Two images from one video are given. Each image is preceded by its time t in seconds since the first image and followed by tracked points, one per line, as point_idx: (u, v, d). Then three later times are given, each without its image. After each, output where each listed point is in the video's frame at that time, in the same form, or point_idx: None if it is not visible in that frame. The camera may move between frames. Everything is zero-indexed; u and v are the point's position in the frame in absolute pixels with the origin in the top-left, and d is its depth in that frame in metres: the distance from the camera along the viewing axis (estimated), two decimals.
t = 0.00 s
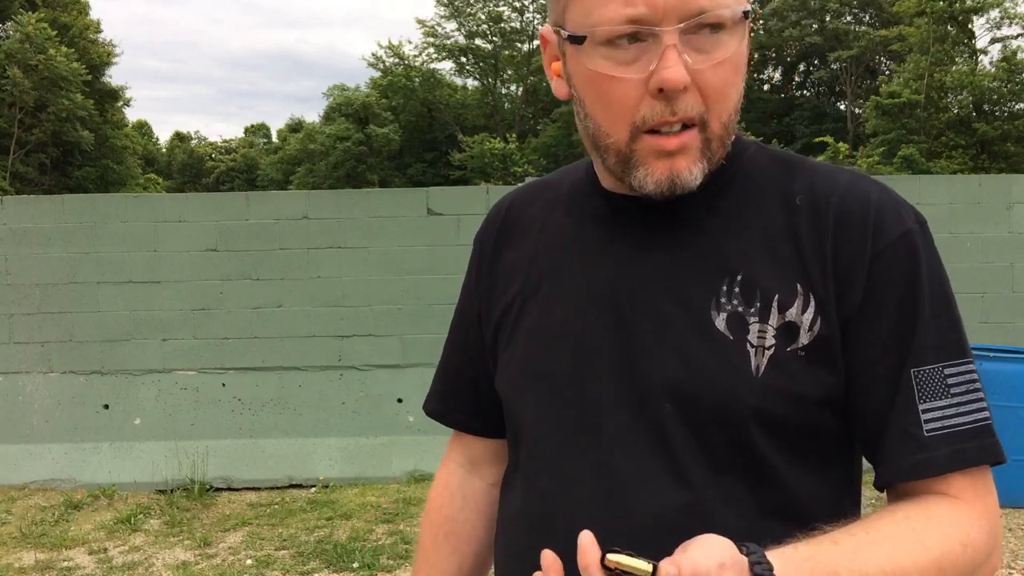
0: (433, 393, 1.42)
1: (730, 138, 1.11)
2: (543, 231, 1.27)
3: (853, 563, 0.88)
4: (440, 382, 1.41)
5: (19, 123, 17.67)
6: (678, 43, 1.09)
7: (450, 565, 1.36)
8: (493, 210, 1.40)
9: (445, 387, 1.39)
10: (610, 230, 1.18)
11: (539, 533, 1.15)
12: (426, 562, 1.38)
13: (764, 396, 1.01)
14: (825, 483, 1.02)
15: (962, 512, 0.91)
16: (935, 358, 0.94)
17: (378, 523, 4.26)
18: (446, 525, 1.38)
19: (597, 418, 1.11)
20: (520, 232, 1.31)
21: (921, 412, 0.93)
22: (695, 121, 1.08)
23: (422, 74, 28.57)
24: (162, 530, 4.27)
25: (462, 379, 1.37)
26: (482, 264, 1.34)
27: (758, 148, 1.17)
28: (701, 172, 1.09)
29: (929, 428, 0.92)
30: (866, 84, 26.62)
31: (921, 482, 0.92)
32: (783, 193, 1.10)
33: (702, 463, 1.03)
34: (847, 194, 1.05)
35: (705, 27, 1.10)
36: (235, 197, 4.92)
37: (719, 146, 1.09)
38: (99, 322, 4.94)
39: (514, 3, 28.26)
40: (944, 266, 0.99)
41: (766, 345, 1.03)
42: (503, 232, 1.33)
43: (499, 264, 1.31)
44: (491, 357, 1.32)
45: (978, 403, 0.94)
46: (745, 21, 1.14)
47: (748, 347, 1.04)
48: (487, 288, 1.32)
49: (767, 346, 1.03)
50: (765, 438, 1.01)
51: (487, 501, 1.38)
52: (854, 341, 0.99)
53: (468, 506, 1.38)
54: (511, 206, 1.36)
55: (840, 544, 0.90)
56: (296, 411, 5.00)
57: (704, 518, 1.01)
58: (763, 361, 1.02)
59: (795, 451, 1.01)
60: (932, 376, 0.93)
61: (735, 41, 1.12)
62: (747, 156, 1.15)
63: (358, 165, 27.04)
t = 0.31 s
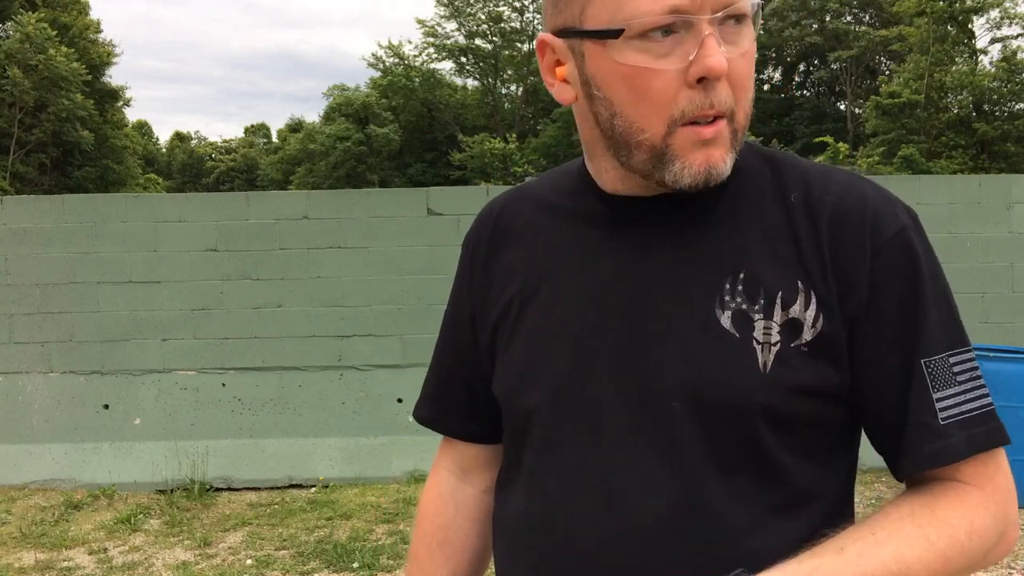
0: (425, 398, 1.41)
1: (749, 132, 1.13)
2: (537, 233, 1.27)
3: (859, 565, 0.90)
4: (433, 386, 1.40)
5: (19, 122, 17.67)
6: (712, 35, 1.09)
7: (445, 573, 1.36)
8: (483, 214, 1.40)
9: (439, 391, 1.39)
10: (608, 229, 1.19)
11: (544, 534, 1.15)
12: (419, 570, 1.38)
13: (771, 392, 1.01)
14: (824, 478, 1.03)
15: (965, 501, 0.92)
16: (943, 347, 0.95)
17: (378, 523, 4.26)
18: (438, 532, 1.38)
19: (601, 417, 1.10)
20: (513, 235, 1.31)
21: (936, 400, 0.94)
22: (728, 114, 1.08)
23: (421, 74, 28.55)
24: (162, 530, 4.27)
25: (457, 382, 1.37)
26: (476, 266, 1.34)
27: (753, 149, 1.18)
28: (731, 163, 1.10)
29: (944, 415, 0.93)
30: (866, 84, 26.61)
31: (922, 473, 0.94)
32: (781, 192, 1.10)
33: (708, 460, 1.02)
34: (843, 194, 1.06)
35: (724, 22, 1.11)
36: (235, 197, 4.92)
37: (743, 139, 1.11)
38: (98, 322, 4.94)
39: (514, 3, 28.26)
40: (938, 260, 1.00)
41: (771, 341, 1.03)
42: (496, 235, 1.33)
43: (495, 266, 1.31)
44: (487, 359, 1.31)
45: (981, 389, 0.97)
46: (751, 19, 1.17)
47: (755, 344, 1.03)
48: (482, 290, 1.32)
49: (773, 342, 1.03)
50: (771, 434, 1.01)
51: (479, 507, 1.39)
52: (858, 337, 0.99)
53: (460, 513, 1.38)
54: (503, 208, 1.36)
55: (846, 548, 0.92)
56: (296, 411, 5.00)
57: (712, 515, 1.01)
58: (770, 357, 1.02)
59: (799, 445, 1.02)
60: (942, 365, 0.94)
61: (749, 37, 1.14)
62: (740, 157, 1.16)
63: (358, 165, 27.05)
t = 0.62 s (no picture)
0: (424, 397, 1.41)
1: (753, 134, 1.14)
2: (538, 233, 1.27)
3: (864, 564, 0.89)
4: (432, 386, 1.40)
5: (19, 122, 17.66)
6: (722, 34, 1.09)
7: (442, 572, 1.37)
8: (482, 213, 1.40)
9: (439, 392, 1.39)
10: (610, 230, 1.19)
11: (547, 534, 1.15)
12: (416, 570, 1.38)
13: (778, 393, 1.01)
14: (826, 478, 1.03)
15: (966, 500, 0.92)
16: (947, 349, 0.96)
17: (378, 523, 4.26)
18: (436, 532, 1.38)
19: (608, 419, 1.10)
20: (514, 235, 1.31)
21: (941, 401, 0.94)
22: (735, 115, 1.09)
23: (421, 74, 28.56)
24: (162, 530, 4.27)
25: (457, 382, 1.36)
26: (476, 266, 1.34)
27: (754, 152, 1.18)
28: (734, 168, 1.11)
29: (949, 415, 0.94)
30: (866, 84, 26.61)
31: (926, 471, 0.94)
32: (784, 193, 1.10)
33: (714, 461, 1.02)
34: (848, 195, 1.06)
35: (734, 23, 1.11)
36: (234, 197, 4.91)
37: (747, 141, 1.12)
38: (98, 322, 4.94)
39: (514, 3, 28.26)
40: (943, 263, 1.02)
41: (779, 342, 1.03)
42: (496, 235, 1.33)
43: (496, 267, 1.31)
44: (489, 360, 1.31)
45: (982, 388, 0.98)
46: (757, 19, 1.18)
47: (762, 345, 1.03)
48: (483, 290, 1.31)
49: (780, 344, 1.03)
50: (778, 435, 1.01)
51: (476, 507, 1.39)
52: (865, 340, 0.99)
53: (457, 512, 1.39)
54: (503, 208, 1.36)
55: (851, 547, 0.92)
56: (296, 412, 5.00)
57: (718, 516, 1.01)
58: (779, 358, 1.02)
59: (802, 446, 1.02)
60: (946, 366, 0.95)
61: (756, 38, 1.15)
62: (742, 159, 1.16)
63: (358, 165, 27.05)
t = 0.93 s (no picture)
0: (428, 397, 1.41)
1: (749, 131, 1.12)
2: (540, 233, 1.27)
3: (865, 569, 0.90)
4: (436, 386, 1.40)
5: (19, 123, 17.66)
6: (707, 31, 1.09)
7: (445, 571, 1.37)
8: (486, 214, 1.40)
9: (443, 392, 1.39)
10: (610, 230, 1.19)
11: (546, 535, 1.15)
12: (419, 569, 1.38)
13: (778, 393, 1.01)
14: (826, 479, 1.03)
15: (966, 503, 0.93)
16: (947, 350, 0.96)
17: (378, 523, 4.26)
18: (439, 531, 1.38)
19: (607, 419, 1.10)
20: (516, 235, 1.31)
21: (941, 402, 0.94)
22: (724, 111, 1.07)
23: (421, 74, 28.55)
24: (162, 530, 4.27)
25: (460, 383, 1.37)
26: (479, 266, 1.34)
27: (757, 153, 1.18)
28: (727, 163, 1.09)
29: (948, 417, 0.94)
30: (866, 84, 26.60)
31: (926, 472, 0.94)
32: (785, 194, 1.10)
33: (713, 461, 1.02)
34: (848, 196, 1.06)
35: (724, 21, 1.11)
36: (235, 197, 4.92)
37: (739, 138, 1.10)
38: (98, 322, 4.94)
39: (514, 3, 28.26)
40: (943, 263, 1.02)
41: (778, 343, 1.03)
42: (499, 235, 1.33)
43: (498, 267, 1.31)
44: (490, 360, 1.31)
45: (982, 391, 0.97)
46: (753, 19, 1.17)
47: (761, 346, 1.03)
48: (486, 290, 1.32)
49: (779, 344, 1.03)
50: (777, 435, 1.01)
51: (479, 506, 1.39)
52: (865, 339, 0.99)
53: (461, 511, 1.38)
54: (506, 208, 1.36)
55: (852, 549, 0.92)
56: (296, 412, 5.00)
57: (717, 515, 1.01)
58: (777, 359, 1.02)
59: (803, 446, 1.02)
60: (946, 368, 0.95)
61: (750, 37, 1.14)
62: (745, 159, 1.16)
63: (358, 165, 27.05)
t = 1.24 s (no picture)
0: (433, 395, 1.42)
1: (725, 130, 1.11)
2: (544, 233, 1.27)
3: (883, 557, 0.89)
4: (441, 384, 1.40)
5: (19, 122, 17.66)
6: (666, 36, 1.10)
7: (450, 571, 1.37)
8: (492, 213, 1.41)
9: (447, 391, 1.39)
10: (612, 231, 1.19)
11: (547, 535, 1.15)
12: (425, 568, 1.38)
13: (777, 394, 1.01)
14: (828, 480, 1.03)
15: (978, 498, 0.93)
16: (949, 351, 0.96)
17: (378, 523, 4.26)
18: (444, 530, 1.38)
19: (608, 418, 1.10)
20: (521, 234, 1.31)
21: (941, 404, 0.94)
22: (691, 113, 1.08)
23: (421, 74, 28.56)
24: (162, 530, 4.27)
25: (464, 382, 1.37)
26: (484, 265, 1.35)
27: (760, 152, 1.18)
28: (699, 165, 1.10)
29: (948, 419, 0.94)
30: (866, 84, 26.59)
31: (932, 477, 0.94)
32: (788, 193, 1.10)
33: (714, 461, 1.03)
34: (852, 195, 1.06)
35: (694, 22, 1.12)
36: (235, 198, 4.92)
37: (713, 139, 1.10)
38: (98, 322, 4.94)
39: (514, 3, 28.25)
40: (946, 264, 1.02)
41: (777, 343, 1.03)
42: (504, 234, 1.34)
43: (502, 266, 1.31)
44: (493, 359, 1.32)
45: (985, 393, 0.97)
46: (731, 16, 1.16)
47: (760, 346, 1.04)
48: (490, 289, 1.32)
49: (778, 344, 1.03)
50: (777, 436, 1.01)
51: (485, 506, 1.38)
52: (866, 339, 0.99)
53: (466, 510, 1.38)
54: (511, 207, 1.37)
55: (871, 536, 0.92)
56: (296, 411, 5.00)
57: (718, 516, 1.01)
58: (776, 359, 1.03)
59: (804, 447, 1.02)
60: (948, 369, 0.95)
61: (722, 35, 1.13)
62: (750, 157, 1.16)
63: (358, 165, 27.05)
